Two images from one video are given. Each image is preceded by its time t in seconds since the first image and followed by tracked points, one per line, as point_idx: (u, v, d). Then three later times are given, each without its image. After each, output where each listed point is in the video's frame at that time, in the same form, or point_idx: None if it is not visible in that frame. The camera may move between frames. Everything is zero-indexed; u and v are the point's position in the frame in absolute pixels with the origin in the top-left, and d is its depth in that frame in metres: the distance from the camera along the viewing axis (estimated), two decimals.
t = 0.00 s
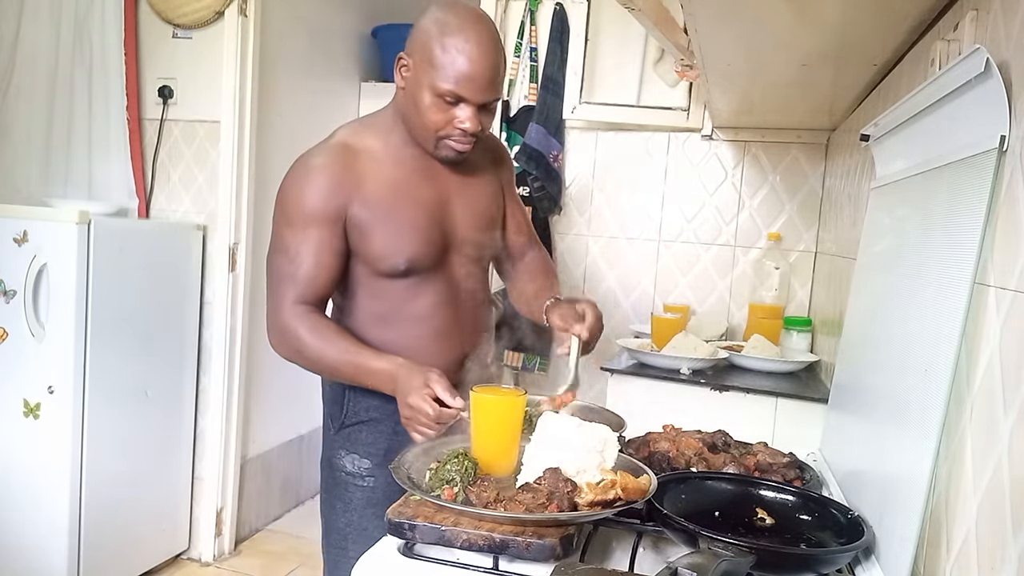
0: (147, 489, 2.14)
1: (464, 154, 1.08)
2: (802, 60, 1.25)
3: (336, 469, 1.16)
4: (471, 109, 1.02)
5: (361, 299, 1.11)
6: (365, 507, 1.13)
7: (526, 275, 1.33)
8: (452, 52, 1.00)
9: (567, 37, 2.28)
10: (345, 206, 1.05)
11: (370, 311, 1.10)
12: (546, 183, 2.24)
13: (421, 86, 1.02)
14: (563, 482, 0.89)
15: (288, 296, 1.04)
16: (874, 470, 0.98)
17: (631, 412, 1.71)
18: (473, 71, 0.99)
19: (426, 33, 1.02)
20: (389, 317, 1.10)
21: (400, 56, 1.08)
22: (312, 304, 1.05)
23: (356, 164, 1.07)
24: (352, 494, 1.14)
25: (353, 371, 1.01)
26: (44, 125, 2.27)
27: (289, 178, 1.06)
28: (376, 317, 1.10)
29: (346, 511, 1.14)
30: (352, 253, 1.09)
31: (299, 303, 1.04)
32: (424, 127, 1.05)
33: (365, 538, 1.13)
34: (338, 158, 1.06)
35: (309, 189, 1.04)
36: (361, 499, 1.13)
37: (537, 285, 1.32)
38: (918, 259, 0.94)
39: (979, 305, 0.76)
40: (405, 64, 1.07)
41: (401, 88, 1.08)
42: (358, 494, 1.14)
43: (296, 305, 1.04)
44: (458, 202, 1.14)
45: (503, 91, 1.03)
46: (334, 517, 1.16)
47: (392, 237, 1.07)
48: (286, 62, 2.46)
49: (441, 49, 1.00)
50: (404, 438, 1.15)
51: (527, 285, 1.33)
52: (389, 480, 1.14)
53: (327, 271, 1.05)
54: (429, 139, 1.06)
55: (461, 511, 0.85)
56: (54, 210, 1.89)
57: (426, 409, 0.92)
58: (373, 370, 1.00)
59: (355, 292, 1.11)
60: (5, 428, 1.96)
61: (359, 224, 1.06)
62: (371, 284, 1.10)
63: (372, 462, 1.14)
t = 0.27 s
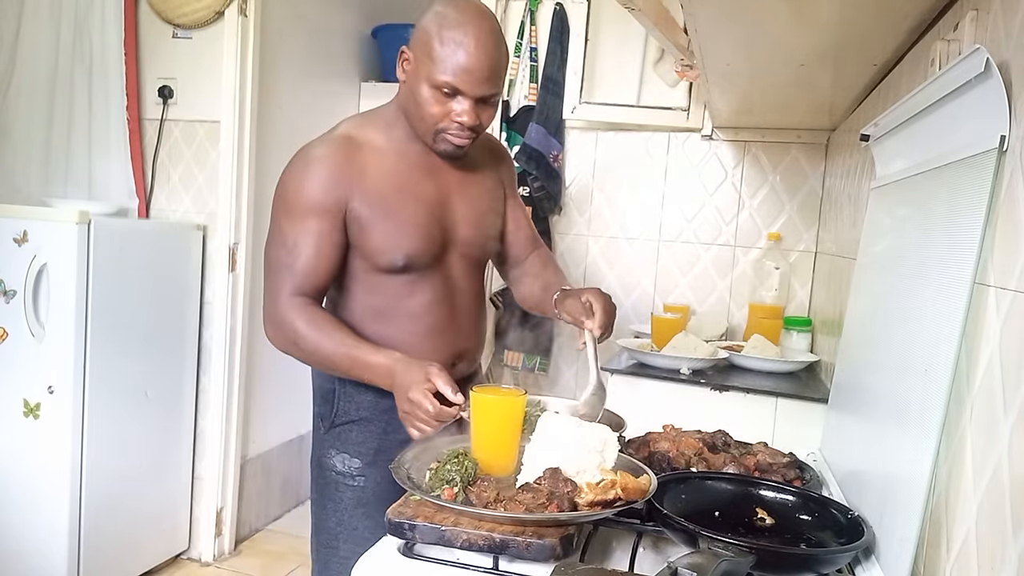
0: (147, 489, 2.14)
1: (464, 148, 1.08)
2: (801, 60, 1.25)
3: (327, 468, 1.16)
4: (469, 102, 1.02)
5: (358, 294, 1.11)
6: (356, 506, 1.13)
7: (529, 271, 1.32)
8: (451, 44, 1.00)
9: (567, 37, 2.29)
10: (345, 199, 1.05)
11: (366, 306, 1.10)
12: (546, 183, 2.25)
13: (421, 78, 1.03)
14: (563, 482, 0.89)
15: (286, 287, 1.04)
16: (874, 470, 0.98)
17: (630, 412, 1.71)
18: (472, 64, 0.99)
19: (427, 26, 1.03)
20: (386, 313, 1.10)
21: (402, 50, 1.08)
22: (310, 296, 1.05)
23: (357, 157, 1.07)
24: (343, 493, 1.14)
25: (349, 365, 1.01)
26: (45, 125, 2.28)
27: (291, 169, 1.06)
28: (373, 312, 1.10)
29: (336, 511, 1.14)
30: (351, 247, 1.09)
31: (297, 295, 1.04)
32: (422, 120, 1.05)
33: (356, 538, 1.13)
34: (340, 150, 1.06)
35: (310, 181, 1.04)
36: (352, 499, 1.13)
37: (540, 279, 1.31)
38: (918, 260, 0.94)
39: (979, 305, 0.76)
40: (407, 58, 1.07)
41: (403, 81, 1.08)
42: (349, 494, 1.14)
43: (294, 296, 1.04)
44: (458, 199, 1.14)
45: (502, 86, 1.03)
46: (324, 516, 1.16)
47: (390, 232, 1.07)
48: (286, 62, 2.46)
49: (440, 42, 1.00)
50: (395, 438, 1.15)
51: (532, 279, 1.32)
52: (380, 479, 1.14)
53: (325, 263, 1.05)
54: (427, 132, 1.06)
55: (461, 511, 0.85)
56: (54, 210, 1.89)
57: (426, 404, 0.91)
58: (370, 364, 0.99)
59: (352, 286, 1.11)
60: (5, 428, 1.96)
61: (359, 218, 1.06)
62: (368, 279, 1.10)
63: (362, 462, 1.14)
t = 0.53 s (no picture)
0: (147, 489, 2.14)
1: (452, 146, 1.07)
2: (801, 60, 1.25)
3: (321, 468, 1.16)
4: (459, 98, 1.02)
5: (355, 295, 1.11)
6: (349, 507, 1.13)
7: (523, 273, 1.35)
8: (439, 39, 1.00)
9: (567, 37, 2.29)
10: (341, 200, 1.06)
11: (363, 307, 1.10)
12: (546, 183, 2.26)
13: (410, 74, 1.03)
14: (563, 482, 0.89)
15: (282, 289, 1.04)
16: (874, 470, 0.98)
17: (630, 412, 1.71)
18: (461, 59, 0.99)
19: (416, 23, 1.03)
20: (382, 314, 1.10)
21: (394, 47, 1.08)
22: (306, 297, 1.05)
23: (352, 157, 1.07)
24: (336, 494, 1.14)
25: (347, 367, 1.00)
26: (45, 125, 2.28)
27: (286, 171, 1.06)
28: (370, 313, 1.10)
29: (330, 511, 1.14)
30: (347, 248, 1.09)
31: (293, 297, 1.04)
32: (413, 117, 1.05)
33: (349, 539, 1.13)
34: (335, 150, 1.06)
35: (304, 182, 1.04)
36: (345, 499, 1.13)
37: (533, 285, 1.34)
38: (918, 259, 0.94)
39: (978, 305, 0.76)
40: (399, 55, 1.07)
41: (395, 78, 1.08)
42: (341, 495, 1.13)
43: (289, 298, 1.04)
44: (454, 199, 1.14)
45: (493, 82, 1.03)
46: (319, 516, 1.16)
47: (387, 233, 1.07)
48: (286, 61, 2.46)
49: (429, 37, 1.00)
50: (389, 439, 1.14)
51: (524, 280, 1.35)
52: (373, 481, 1.14)
53: (321, 264, 1.05)
54: (418, 130, 1.06)
55: (461, 511, 0.85)
56: (54, 210, 1.89)
57: (428, 406, 0.92)
58: (368, 365, 1.00)
59: (349, 287, 1.11)
60: (5, 428, 1.96)
61: (354, 218, 1.07)
62: (365, 280, 1.10)
63: (355, 463, 1.13)
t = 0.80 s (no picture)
0: (146, 489, 2.14)
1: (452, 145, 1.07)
2: (801, 60, 1.25)
3: (317, 470, 1.16)
4: (454, 96, 1.01)
5: (350, 296, 1.11)
6: (346, 509, 1.12)
7: (521, 270, 1.36)
8: (429, 38, 0.99)
9: (567, 37, 2.29)
10: (332, 202, 1.06)
11: (358, 308, 1.10)
12: (546, 183, 2.27)
13: (401, 75, 1.02)
14: (563, 482, 0.89)
15: (275, 294, 1.05)
16: (874, 470, 0.98)
17: (630, 412, 1.71)
18: (452, 56, 0.99)
19: (404, 22, 1.02)
20: (378, 314, 1.10)
21: (381, 48, 1.08)
22: (300, 301, 1.06)
23: (343, 158, 1.07)
24: (332, 496, 1.13)
25: (345, 370, 1.01)
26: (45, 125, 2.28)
27: (277, 174, 1.07)
28: (365, 314, 1.10)
29: (326, 513, 1.14)
30: (341, 249, 1.10)
31: (286, 302, 1.05)
32: (409, 118, 1.05)
33: (345, 541, 1.13)
34: (325, 152, 1.06)
35: (294, 186, 1.04)
36: (342, 501, 1.13)
37: (532, 283, 1.35)
38: (918, 260, 0.94)
39: (978, 305, 0.76)
40: (387, 55, 1.07)
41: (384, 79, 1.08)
42: (338, 496, 1.13)
43: (283, 303, 1.04)
44: (448, 198, 1.13)
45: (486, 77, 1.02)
46: (315, 517, 1.16)
47: (380, 234, 1.06)
48: (286, 61, 2.46)
49: (418, 36, 1.00)
50: (386, 441, 1.14)
51: (523, 277, 1.36)
52: (370, 482, 1.13)
53: (314, 267, 1.05)
54: (415, 131, 1.06)
55: (461, 511, 0.85)
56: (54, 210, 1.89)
57: (427, 406, 0.92)
58: (363, 368, 1.00)
59: (344, 289, 1.11)
60: (5, 428, 1.96)
61: (346, 220, 1.06)
62: (360, 281, 1.10)
63: (352, 464, 1.13)
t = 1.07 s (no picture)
0: (146, 489, 2.14)
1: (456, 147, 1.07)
2: (802, 60, 1.25)
3: (312, 472, 1.15)
4: (458, 98, 1.02)
5: (347, 296, 1.11)
6: (341, 511, 1.12)
7: (521, 270, 1.36)
8: (432, 40, 0.99)
9: (567, 37, 2.29)
10: (330, 201, 1.06)
11: (355, 308, 1.10)
12: (545, 183, 2.26)
13: (404, 78, 1.02)
14: (563, 482, 0.89)
15: (270, 292, 1.04)
16: (874, 470, 0.98)
17: (630, 412, 1.71)
18: (456, 59, 0.99)
19: (405, 23, 1.02)
20: (375, 314, 1.10)
21: (382, 48, 1.08)
22: (295, 299, 1.06)
23: (341, 158, 1.07)
24: (327, 497, 1.13)
25: (341, 370, 1.01)
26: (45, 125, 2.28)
27: (274, 173, 1.06)
28: (362, 313, 1.10)
29: (321, 514, 1.14)
30: (338, 248, 1.10)
31: (281, 301, 1.04)
32: (412, 121, 1.05)
33: (340, 543, 1.13)
34: (323, 152, 1.06)
35: (292, 184, 1.04)
36: (337, 503, 1.13)
37: (533, 283, 1.35)
38: (917, 259, 0.94)
39: (978, 305, 0.76)
40: (388, 56, 1.07)
41: (385, 80, 1.08)
42: (333, 498, 1.13)
43: (278, 302, 1.04)
44: (447, 199, 1.13)
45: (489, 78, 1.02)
46: (309, 519, 1.16)
47: (378, 234, 1.07)
48: (286, 61, 2.46)
49: (420, 38, 1.00)
50: (380, 442, 1.14)
51: (523, 276, 1.36)
52: (365, 483, 1.13)
53: (310, 267, 1.05)
54: (418, 134, 1.06)
55: (461, 511, 0.85)
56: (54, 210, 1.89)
57: (427, 406, 0.92)
58: (360, 368, 1.00)
59: (341, 288, 1.11)
60: (5, 428, 1.96)
61: (344, 219, 1.06)
62: (357, 281, 1.10)
63: (346, 466, 1.13)
